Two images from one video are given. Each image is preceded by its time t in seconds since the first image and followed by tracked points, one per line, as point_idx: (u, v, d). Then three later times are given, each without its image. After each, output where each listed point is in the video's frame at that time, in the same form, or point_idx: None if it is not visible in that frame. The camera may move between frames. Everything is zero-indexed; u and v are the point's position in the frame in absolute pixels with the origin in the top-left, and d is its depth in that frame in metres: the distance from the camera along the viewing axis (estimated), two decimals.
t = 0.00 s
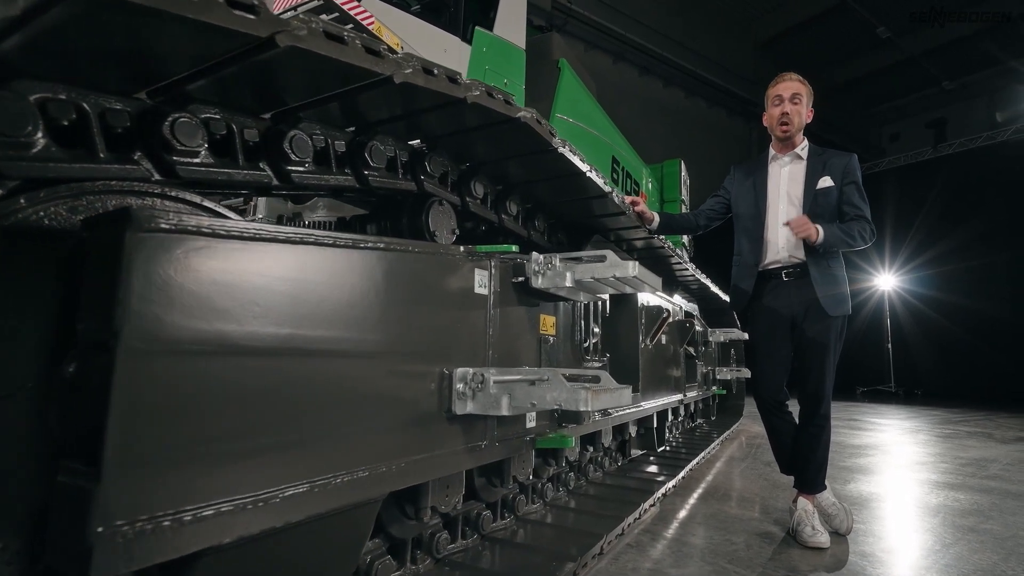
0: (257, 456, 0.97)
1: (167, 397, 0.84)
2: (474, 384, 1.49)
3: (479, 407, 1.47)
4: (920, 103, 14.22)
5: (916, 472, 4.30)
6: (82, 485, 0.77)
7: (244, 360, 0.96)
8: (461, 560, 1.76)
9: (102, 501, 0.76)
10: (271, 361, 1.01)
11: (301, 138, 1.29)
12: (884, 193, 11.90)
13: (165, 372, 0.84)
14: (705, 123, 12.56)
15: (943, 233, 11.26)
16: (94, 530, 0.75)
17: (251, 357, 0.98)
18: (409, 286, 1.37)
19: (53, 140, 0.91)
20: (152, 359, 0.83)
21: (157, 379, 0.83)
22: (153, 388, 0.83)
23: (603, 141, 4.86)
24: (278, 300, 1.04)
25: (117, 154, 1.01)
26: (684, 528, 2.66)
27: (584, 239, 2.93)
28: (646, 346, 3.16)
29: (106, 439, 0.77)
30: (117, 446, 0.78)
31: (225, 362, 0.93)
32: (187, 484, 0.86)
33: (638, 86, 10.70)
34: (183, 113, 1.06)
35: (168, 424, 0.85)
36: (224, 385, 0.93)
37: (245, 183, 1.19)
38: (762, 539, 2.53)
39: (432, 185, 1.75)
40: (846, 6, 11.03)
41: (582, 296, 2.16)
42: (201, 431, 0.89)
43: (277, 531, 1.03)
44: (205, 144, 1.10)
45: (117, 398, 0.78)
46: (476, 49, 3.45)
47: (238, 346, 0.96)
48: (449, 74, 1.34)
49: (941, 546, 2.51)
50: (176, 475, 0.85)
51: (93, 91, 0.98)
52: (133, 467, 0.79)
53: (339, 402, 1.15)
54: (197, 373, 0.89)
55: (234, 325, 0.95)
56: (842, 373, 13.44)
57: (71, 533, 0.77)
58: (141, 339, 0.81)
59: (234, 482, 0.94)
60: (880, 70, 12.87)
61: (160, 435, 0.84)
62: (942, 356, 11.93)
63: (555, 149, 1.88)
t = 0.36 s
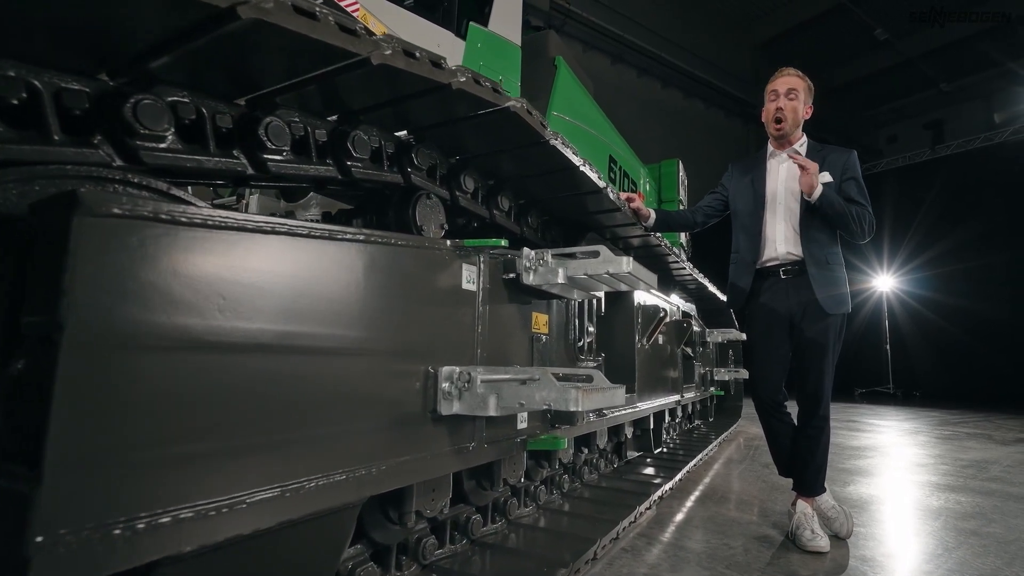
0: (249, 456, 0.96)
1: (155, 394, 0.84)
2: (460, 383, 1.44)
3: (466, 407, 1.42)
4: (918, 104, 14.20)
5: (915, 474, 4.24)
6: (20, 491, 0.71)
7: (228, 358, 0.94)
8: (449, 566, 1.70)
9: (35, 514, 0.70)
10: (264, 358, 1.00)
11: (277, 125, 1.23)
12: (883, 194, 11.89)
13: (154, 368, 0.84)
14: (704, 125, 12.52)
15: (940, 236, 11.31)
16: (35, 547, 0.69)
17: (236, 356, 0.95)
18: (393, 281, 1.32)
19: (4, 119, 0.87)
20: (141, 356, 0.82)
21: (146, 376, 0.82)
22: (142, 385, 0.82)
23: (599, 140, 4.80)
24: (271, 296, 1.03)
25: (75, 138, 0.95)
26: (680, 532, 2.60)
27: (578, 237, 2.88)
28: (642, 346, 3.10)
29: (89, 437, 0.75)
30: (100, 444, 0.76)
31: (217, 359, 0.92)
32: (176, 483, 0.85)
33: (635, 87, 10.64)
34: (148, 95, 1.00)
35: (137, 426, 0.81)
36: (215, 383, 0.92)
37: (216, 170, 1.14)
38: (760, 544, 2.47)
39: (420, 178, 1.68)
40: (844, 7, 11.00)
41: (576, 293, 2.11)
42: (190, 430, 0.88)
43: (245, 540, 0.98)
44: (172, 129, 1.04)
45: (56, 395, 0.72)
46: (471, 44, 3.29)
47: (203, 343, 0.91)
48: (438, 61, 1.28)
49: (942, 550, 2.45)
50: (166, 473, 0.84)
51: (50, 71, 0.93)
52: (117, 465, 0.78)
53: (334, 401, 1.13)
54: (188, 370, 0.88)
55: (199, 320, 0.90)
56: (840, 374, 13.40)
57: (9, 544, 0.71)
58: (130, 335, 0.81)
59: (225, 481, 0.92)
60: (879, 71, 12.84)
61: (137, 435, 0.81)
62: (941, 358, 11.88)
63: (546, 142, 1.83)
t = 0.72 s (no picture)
0: (222, 464, 0.93)
1: (156, 395, 0.86)
2: (447, 388, 1.37)
3: (452, 413, 1.35)
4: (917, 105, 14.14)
5: (916, 477, 4.18)
6: None
7: (188, 361, 0.90)
8: None
9: (20, 512, 0.71)
10: (239, 361, 0.98)
11: (252, 114, 1.15)
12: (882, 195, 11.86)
13: (142, 371, 0.84)
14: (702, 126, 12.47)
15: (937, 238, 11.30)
16: (10, 547, 0.70)
17: (196, 360, 0.91)
18: (373, 280, 1.27)
19: None
20: (129, 359, 0.83)
21: (133, 379, 0.83)
22: (129, 388, 0.83)
23: (597, 141, 4.73)
24: (268, 298, 1.04)
25: (28, 126, 0.90)
26: (678, 539, 2.53)
27: (574, 237, 2.82)
28: (639, 348, 3.04)
29: (87, 436, 0.77)
30: (98, 442, 0.79)
31: (217, 361, 0.94)
32: (173, 484, 0.87)
33: (634, 88, 10.58)
34: (106, 79, 0.94)
35: (80, 435, 0.77)
36: (204, 386, 0.92)
37: (184, 162, 1.07)
38: (760, 551, 2.40)
39: (407, 174, 1.61)
40: (842, 8, 10.97)
41: (571, 294, 2.04)
42: (188, 431, 0.90)
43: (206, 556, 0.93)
44: (135, 116, 0.97)
45: None
46: (467, 41, 3.19)
47: (158, 346, 0.86)
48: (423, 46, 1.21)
49: (947, 558, 2.38)
50: (163, 474, 0.86)
51: None
52: (101, 468, 0.79)
53: (330, 403, 1.14)
54: (188, 370, 0.90)
55: (154, 322, 0.86)
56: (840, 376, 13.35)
57: None
58: (131, 338, 0.83)
59: (220, 486, 0.93)
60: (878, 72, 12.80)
61: (81, 444, 0.77)
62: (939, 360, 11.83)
63: (538, 137, 1.76)
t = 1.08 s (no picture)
0: (199, 477, 0.89)
1: (157, 400, 0.85)
2: (434, 396, 1.31)
3: (439, 422, 1.29)
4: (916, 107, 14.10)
5: (917, 482, 4.13)
6: None
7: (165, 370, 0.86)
8: None
9: None
10: (221, 370, 0.94)
11: (227, 108, 1.09)
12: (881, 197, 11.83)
13: (115, 381, 0.80)
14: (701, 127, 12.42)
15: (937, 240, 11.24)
16: (10, 546, 0.70)
17: (173, 368, 0.87)
18: (362, 284, 1.22)
19: None
20: (100, 368, 0.79)
21: (105, 388, 0.79)
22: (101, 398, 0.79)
23: (595, 141, 4.67)
24: (267, 304, 1.03)
25: None
26: (677, 547, 2.47)
27: (571, 238, 2.76)
28: (637, 352, 2.98)
29: (87, 438, 0.77)
30: (99, 445, 0.78)
31: (217, 367, 0.93)
32: (170, 491, 0.86)
33: (632, 89, 10.52)
34: (65, 68, 0.87)
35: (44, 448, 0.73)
36: (183, 395, 0.89)
37: (151, 158, 1.02)
38: (760, 560, 2.34)
39: (396, 173, 1.56)
40: (840, 10, 10.92)
41: (565, 296, 1.98)
42: (187, 438, 0.89)
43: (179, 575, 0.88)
44: (97, 108, 0.91)
45: None
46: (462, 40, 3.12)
47: (133, 355, 0.83)
48: (407, 37, 1.15)
49: (952, 568, 2.32)
50: (160, 481, 0.85)
51: None
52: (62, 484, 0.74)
53: (328, 413, 1.12)
54: (188, 376, 0.89)
55: (129, 329, 0.83)
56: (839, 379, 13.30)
57: None
58: (102, 346, 0.79)
59: (217, 496, 0.92)
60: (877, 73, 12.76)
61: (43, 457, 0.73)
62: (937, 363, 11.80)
63: (531, 134, 1.70)
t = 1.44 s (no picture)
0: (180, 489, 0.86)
1: (140, 408, 0.83)
2: (416, 405, 1.25)
3: (421, 432, 1.24)
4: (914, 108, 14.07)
5: (916, 487, 4.08)
6: None
7: (147, 378, 0.84)
8: None
9: None
10: (208, 379, 0.91)
11: (195, 104, 1.04)
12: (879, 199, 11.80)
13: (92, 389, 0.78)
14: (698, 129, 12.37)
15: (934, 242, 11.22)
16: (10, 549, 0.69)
17: (156, 377, 0.85)
18: (351, 290, 1.19)
19: None
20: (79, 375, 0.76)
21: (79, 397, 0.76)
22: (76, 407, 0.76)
23: (591, 142, 4.61)
24: (262, 310, 1.02)
25: None
26: (672, 557, 2.41)
27: (564, 240, 2.71)
28: (633, 356, 2.92)
29: (84, 440, 0.76)
30: (99, 446, 0.78)
31: (207, 374, 0.92)
32: (170, 496, 0.85)
33: (629, 91, 10.47)
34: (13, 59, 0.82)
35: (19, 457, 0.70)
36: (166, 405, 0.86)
37: (112, 154, 0.97)
38: (757, 570, 2.29)
39: (381, 173, 1.50)
40: (838, 11, 10.89)
41: (556, 300, 1.92)
42: (185, 443, 0.88)
43: None
44: (49, 101, 0.86)
45: None
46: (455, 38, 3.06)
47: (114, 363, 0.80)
48: (382, 26, 1.10)
49: None
50: (155, 488, 0.84)
51: None
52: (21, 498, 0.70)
53: (325, 422, 1.10)
54: (178, 383, 0.87)
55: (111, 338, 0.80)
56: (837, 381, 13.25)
57: None
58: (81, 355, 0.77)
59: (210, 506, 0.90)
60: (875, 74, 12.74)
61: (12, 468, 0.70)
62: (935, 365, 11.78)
63: (520, 132, 1.64)
